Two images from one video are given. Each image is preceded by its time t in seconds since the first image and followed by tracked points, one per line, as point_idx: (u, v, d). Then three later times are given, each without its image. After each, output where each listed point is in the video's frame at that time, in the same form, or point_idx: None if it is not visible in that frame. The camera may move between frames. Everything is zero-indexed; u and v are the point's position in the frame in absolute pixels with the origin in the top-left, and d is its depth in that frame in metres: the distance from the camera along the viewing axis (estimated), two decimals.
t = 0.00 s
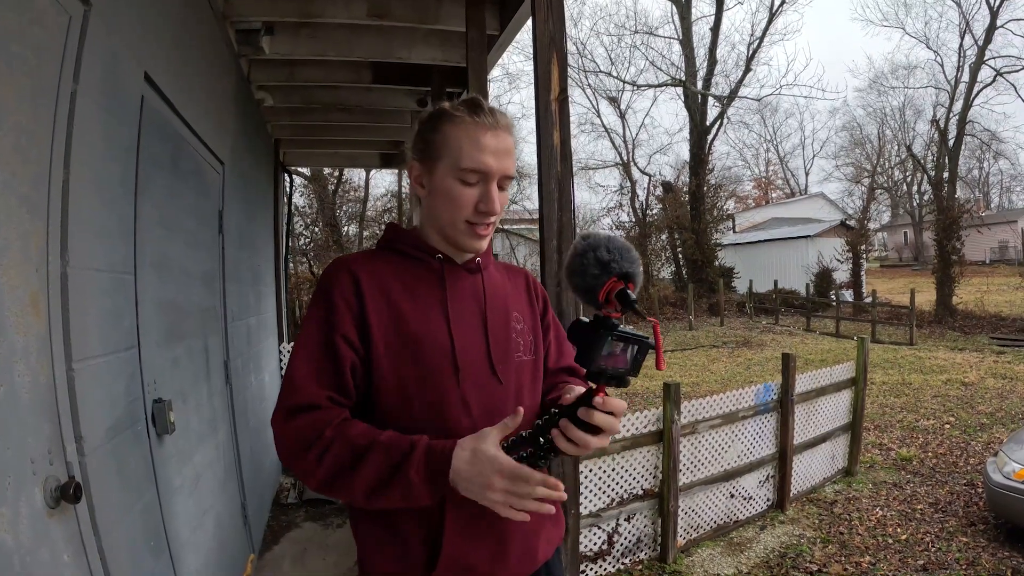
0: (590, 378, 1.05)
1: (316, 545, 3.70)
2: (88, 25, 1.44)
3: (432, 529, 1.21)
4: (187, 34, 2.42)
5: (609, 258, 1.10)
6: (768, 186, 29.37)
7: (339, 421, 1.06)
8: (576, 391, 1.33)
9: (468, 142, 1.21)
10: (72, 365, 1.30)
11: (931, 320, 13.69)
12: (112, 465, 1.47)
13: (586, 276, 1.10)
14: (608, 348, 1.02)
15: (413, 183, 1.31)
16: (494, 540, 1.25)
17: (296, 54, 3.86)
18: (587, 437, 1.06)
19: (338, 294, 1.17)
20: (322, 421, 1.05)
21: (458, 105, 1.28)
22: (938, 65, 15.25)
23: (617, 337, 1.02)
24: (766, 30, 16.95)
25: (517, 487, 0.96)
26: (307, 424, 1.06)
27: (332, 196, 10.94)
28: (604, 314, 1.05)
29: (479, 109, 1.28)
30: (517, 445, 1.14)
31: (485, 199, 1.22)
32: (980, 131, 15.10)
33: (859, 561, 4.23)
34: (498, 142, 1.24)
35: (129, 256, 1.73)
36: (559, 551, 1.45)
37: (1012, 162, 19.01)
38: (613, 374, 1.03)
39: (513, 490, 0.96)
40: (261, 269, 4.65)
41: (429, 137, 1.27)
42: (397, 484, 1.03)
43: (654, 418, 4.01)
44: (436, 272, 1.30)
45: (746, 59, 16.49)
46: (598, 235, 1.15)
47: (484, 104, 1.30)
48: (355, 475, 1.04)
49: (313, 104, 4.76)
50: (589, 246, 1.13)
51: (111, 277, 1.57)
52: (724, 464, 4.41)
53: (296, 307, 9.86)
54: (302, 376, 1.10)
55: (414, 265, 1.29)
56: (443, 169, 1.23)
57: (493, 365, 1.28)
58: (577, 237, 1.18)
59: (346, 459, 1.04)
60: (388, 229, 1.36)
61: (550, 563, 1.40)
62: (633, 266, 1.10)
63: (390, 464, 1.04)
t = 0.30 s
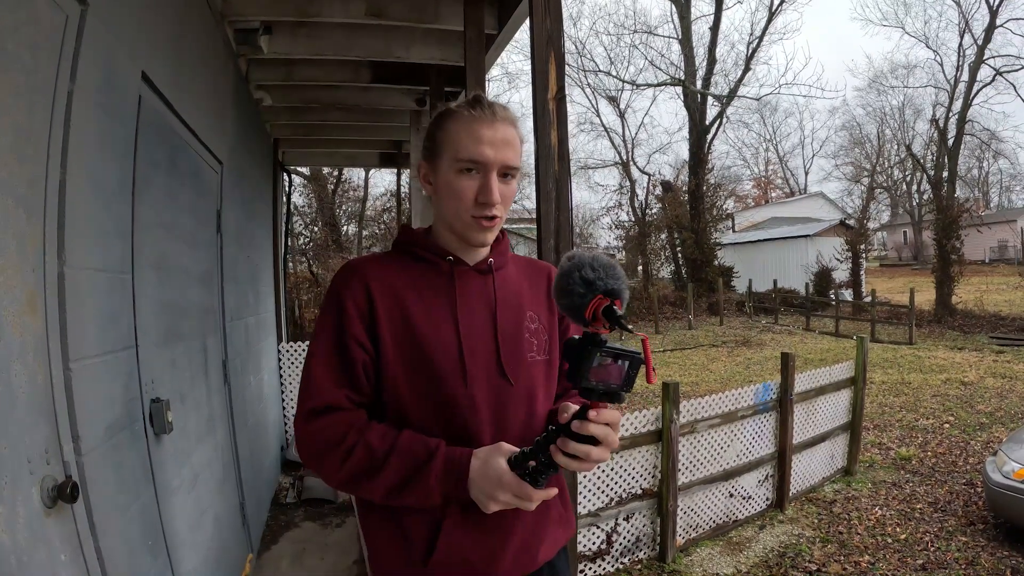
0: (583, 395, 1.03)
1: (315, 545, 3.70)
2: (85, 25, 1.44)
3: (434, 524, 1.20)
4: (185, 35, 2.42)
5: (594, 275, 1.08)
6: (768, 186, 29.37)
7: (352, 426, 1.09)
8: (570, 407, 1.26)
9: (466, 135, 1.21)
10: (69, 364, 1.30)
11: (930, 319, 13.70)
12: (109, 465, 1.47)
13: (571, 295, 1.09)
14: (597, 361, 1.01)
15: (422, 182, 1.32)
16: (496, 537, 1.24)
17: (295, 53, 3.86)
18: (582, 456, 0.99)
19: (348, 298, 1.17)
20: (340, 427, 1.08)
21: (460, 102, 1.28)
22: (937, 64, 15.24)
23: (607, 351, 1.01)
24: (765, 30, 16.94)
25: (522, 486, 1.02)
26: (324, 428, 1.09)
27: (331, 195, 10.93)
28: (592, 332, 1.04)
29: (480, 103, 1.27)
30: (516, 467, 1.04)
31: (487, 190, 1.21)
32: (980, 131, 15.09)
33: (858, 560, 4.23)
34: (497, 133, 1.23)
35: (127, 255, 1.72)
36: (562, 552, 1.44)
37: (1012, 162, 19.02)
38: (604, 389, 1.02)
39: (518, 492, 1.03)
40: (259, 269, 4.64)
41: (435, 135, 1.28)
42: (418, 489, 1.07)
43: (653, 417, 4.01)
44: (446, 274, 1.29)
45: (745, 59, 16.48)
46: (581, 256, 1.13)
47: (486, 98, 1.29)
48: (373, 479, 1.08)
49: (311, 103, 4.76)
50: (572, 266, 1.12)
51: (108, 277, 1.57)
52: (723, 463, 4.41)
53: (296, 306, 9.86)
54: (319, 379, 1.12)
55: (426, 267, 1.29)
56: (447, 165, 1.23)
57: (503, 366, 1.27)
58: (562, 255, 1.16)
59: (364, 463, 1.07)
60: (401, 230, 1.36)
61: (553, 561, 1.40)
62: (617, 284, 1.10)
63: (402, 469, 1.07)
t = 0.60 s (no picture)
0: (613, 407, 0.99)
1: (314, 545, 3.70)
2: (84, 24, 1.44)
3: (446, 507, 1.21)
4: (184, 34, 2.41)
5: (643, 290, 1.03)
6: (768, 185, 29.38)
7: (376, 420, 1.10)
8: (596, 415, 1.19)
9: (485, 139, 1.20)
10: (67, 363, 1.30)
11: (930, 319, 13.70)
12: (107, 465, 1.46)
13: (615, 304, 1.05)
14: (634, 374, 0.97)
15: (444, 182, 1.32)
16: (510, 530, 1.24)
17: (294, 53, 3.86)
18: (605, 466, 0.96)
19: (372, 296, 1.18)
20: (365, 422, 1.09)
21: (480, 105, 1.26)
22: (937, 64, 15.24)
23: (644, 366, 0.97)
24: (765, 29, 16.93)
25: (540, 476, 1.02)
26: (349, 422, 1.10)
27: (330, 195, 10.93)
28: (631, 346, 1.01)
29: (501, 105, 1.25)
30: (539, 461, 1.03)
31: (503, 193, 1.20)
32: (980, 130, 15.08)
33: (858, 560, 4.23)
34: (516, 136, 1.21)
35: (125, 255, 1.72)
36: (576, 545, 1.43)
37: (1012, 161, 19.02)
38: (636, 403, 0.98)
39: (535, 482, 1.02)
40: (259, 269, 4.65)
41: (456, 137, 1.27)
42: (436, 480, 1.08)
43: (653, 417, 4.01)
44: (466, 273, 1.28)
45: (745, 58, 16.46)
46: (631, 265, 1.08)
47: (508, 99, 1.27)
48: (396, 472, 1.09)
49: (310, 103, 4.75)
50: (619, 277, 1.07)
51: (107, 277, 1.57)
52: (723, 463, 4.41)
53: (296, 306, 9.86)
54: (346, 375, 1.14)
55: (447, 266, 1.29)
56: (465, 166, 1.23)
57: (522, 365, 1.26)
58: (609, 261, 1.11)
59: (388, 457, 1.08)
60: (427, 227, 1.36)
61: (564, 556, 1.36)
62: (662, 301, 1.04)
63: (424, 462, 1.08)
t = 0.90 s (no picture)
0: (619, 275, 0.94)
1: (314, 545, 3.70)
2: (81, 23, 1.43)
3: (449, 506, 1.22)
4: (183, 32, 2.41)
5: (606, 151, 1.04)
6: (767, 185, 29.37)
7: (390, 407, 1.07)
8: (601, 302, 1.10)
9: (486, 135, 1.19)
10: (65, 364, 1.30)
11: (930, 318, 13.70)
12: (106, 466, 1.46)
13: (588, 178, 1.04)
14: (626, 231, 0.91)
15: (440, 179, 1.31)
16: (513, 522, 1.24)
17: (293, 52, 3.86)
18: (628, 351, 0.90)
19: (375, 291, 1.17)
20: (379, 411, 1.06)
21: (477, 102, 1.26)
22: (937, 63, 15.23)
23: (633, 221, 0.92)
24: (764, 28, 16.92)
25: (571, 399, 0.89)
26: (362, 414, 1.07)
27: (330, 195, 10.94)
28: (614, 199, 0.97)
29: (498, 103, 1.25)
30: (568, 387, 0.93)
31: (504, 187, 1.19)
32: (980, 129, 15.08)
33: (857, 560, 4.23)
34: (514, 132, 1.21)
35: (124, 255, 1.71)
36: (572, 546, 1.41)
37: (1012, 161, 19.01)
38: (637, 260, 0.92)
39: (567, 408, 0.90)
40: (258, 268, 4.64)
41: (453, 134, 1.26)
42: (454, 461, 1.05)
43: (652, 416, 4.01)
44: (466, 267, 1.28)
45: (744, 57, 16.45)
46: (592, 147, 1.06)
47: (503, 97, 1.27)
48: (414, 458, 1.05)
49: (309, 102, 4.75)
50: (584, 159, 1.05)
51: (105, 277, 1.56)
52: (723, 462, 4.41)
53: (295, 306, 9.86)
54: (355, 369, 1.12)
55: (446, 261, 1.28)
56: (463, 162, 1.22)
57: (523, 356, 1.27)
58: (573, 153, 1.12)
59: (404, 444, 1.05)
60: (422, 225, 1.36)
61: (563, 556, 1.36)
62: (627, 157, 1.02)
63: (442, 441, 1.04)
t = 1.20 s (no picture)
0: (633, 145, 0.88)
1: (314, 544, 3.69)
2: (81, 23, 1.43)
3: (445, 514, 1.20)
4: (182, 32, 2.40)
5: (580, 20, 0.95)
6: (767, 184, 29.37)
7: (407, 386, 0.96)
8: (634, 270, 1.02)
9: (456, 128, 1.19)
10: (66, 364, 1.29)
11: (930, 317, 13.71)
12: (107, 466, 1.46)
13: (569, 54, 0.94)
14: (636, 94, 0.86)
15: (411, 178, 1.31)
16: (510, 523, 1.24)
17: (293, 52, 3.85)
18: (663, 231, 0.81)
19: (364, 283, 1.14)
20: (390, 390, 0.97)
21: (444, 100, 1.26)
22: (937, 62, 15.24)
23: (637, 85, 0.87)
24: (764, 27, 16.92)
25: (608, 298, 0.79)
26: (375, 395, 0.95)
27: (330, 194, 10.93)
28: (606, 62, 0.89)
29: (463, 99, 1.26)
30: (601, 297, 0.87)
31: (479, 179, 1.20)
32: (980, 128, 15.09)
33: (858, 559, 4.23)
34: (483, 124, 1.22)
35: (124, 255, 1.71)
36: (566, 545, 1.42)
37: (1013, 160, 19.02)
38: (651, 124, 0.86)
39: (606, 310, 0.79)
40: (258, 267, 4.64)
41: (422, 132, 1.25)
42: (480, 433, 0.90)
43: (652, 416, 4.01)
44: (448, 264, 1.29)
45: (744, 56, 16.44)
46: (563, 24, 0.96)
47: (467, 94, 1.28)
48: (434, 435, 0.91)
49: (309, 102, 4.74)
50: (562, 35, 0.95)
51: (106, 278, 1.56)
52: (723, 461, 4.41)
53: (296, 305, 9.87)
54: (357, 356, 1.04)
55: (428, 259, 1.28)
56: (434, 159, 1.22)
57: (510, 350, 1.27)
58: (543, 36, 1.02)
59: (421, 420, 0.93)
60: (394, 230, 1.35)
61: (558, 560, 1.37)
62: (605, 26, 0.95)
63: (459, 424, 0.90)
